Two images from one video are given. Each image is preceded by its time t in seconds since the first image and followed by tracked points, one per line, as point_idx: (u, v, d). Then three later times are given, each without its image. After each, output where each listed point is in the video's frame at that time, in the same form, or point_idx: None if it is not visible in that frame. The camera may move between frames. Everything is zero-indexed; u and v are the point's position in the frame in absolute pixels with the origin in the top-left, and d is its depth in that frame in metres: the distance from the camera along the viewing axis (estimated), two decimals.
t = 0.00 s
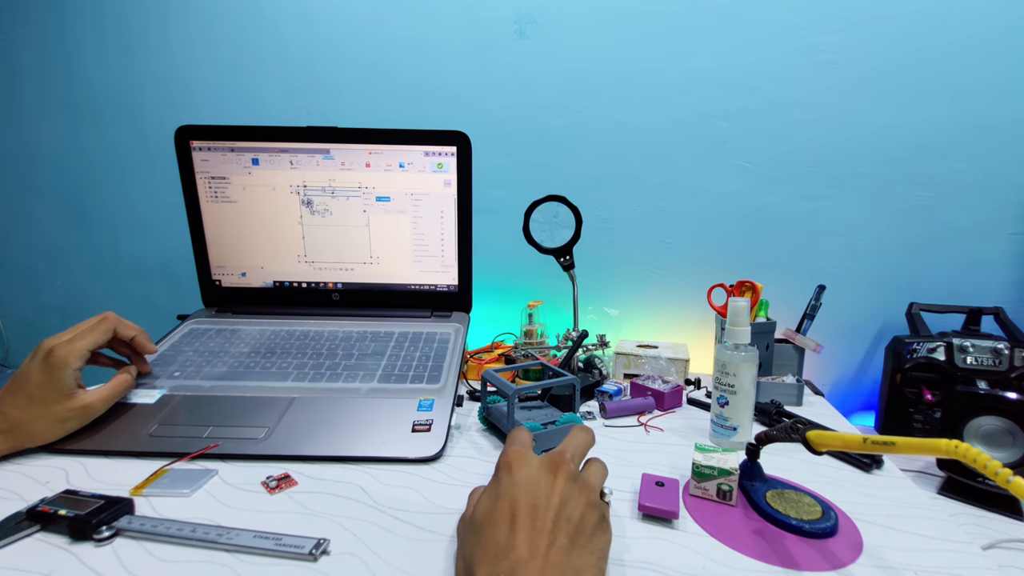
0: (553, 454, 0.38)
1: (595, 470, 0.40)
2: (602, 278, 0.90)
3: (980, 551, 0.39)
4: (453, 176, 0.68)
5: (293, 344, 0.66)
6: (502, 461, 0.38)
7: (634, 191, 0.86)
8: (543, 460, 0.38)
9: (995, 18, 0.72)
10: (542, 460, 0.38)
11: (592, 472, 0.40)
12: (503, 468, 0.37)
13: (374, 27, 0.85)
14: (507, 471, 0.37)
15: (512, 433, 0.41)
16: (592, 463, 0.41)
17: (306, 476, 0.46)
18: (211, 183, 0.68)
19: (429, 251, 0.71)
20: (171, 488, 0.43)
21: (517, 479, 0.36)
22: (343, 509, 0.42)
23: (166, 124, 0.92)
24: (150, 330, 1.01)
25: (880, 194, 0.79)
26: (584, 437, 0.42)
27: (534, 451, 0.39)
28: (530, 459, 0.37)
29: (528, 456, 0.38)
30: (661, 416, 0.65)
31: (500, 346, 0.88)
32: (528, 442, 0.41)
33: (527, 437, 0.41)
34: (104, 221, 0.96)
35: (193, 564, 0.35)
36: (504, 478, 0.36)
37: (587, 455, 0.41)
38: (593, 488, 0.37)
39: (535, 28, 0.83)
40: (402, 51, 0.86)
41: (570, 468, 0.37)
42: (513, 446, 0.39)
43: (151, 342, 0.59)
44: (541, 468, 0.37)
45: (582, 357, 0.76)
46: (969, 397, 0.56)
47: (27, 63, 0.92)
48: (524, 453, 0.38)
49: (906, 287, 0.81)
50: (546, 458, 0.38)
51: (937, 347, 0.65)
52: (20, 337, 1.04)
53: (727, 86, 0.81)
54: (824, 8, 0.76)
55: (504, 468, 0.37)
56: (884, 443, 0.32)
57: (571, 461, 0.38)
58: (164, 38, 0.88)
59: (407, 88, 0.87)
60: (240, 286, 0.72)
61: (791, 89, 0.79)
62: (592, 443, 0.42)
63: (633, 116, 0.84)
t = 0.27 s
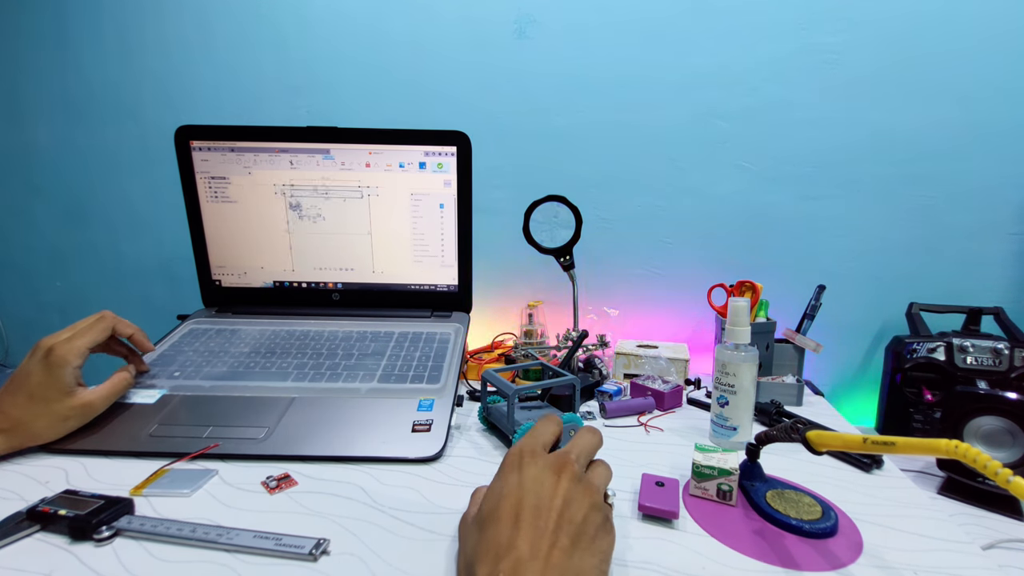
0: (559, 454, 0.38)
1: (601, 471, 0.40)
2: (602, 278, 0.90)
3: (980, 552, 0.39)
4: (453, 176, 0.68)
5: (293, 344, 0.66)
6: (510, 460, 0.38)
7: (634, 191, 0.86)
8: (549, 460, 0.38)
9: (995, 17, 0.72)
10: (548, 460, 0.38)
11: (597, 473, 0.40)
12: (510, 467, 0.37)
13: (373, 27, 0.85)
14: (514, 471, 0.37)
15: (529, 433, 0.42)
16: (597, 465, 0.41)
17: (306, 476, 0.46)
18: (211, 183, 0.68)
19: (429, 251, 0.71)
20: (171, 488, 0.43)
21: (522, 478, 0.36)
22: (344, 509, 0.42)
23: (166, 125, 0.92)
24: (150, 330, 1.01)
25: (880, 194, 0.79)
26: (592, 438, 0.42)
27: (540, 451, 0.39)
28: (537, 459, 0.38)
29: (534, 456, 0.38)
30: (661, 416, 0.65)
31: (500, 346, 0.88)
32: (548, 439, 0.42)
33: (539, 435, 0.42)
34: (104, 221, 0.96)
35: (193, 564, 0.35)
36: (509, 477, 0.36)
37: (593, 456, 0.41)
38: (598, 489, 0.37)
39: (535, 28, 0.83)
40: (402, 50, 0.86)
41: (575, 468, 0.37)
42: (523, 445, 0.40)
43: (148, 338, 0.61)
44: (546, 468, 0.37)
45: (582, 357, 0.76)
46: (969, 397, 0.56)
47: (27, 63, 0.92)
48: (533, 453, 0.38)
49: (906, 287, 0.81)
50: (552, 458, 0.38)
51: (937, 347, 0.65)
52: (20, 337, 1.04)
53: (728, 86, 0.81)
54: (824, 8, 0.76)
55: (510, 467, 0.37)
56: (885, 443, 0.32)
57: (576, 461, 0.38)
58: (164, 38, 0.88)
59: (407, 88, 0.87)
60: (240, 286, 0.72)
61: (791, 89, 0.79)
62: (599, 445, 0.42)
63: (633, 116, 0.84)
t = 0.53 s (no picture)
0: (552, 454, 0.38)
1: (596, 469, 0.40)
2: (602, 278, 0.90)
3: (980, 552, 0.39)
4: (453, 176, 0.68)
5: (293, 344, 0.66)
6: (501, 462, 0.38)
7: (634, 191, 0.86)
8: (542, 460, 0.38)
9: (995, 17, 0.72)
10: (540, 461, 0.38)
11: (593, 472, 0.40)
12: (502, 468, 0.37)
13: (373, 27, 0.85)
14: (506, 472, 0.37)
15: (514, 434, 0.41)
16: (592, 464, 0.41)
17: (306, 476, 0.46)
18: (211, 183, 0.68)
19: (429, 251, 0.71)
20: (171, 488, 0.43)
21: (515, 479, 0.36)
22: (344, 509, 0.42)
23: (166, 125, 0.92)
24: (150, 330, 1.01)
25: (880, 194, 0.79)
26: (584, 437, 0.42)
27: (532, 451, 0.39)
28: (529, 460, 0.38)
29: (526, 456, 0.38)
30: (661, 416, 0.65)
31: (500, 346, 0.88)
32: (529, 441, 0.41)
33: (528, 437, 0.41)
34: (104, 221, 0.96)
35: (193, 564, 0.35)
36: (502, 478, 0.36)
37: (587, 455, 0.41)
38: (592, 488, 0.37)
39: (535, 28, 0.83)
40: (402, 50, 0.86)
41: (569, 468, 0.37)
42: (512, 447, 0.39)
43: (151, 342, 0.59)
44: (539, 468, 0.37)
45: (582, 357, 0.76)
46: (970, 397, 0.56)
47: (27, 63, 0.92)
48: (523, 454, 0.38)
49: (906, 287, 0.81)
50: (544, 459, 0.38)
51: (937, 347, 0.65)
52: (20, 337, 1.04)
53: (728, 86, 0.81)
54: (824, 8, 0.76)
55: (502, 469, 0.37)
56: (884, 443, 0.32)
57: (569, 461, 0.38)
58: (164, 38, 0.88)
59: (407, 88, 0.87)
60: (240, 286, 0.72)
61: (791, 89, 0.79)
62: (592, 443, 0.42)
63: (633, 117, 0.84)
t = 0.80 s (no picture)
0: (560, 454, 0.38)
1: (603, 472, 0.39)
2: (602, 278, 0.90)
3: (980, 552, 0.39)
4: (454, 176, 0.68)
5: (293, 344, 0.66)
6: (508, 460, 0.38)
7: (634, 191, 0.86)
8: (549, 460, 0.38)
9: (995, 18, 0.72)
10: (547, 461, 0.37)
11: (600, 475, 0.39)
12: (509, 467, 0.37)
13: (373, 27, 0.85)
14: (512, 471, 0.37)
15: (522, 433, 0.41)
16: (600, 466, 0.40)
17: (306, 476, 0.46)
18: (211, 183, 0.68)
19: (429, 251, 0.71)
20: (171, 488, 0.43)
21: (521, 479, 0.36)
22: (344, 509, 0.42)
23: (166, 125, 0.92)
24: (150, 330, 1.01)
25: (880, 194, 0.79)
26: (593, 439, 0.42)
27: (540, 451, 0.39)
28: (536, 460, 0.37)
29: (534, 456, 0.38)
30: (661, 416, 0.65)
31: (500, 346, 0.88)
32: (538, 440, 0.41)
33: (535, 436, 0.41)
34: (104, 221, 0.96)
35: (193, 564, 0.35)
36: (508, 477, 0.36)
37: (595, 458, 0.41)
38: (599, 491, 0.37)
39: (535, 28, 0.83)
40: (402, 50, 0.86)
41: (576, 469, 0.37)
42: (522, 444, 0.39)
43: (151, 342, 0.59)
44: (546, 469, 0.37)
45: (582, 357, 0.76)
46: (969, 397, 0.56)
47: (27, 63, 0.92)
48: (531, 453, 0.38)
49: (906, 287, 0.81)
50: (551, 459, 0.38)
51: (937, 347, 0.65)
52: (20, 337, 1.04)
53: (728, 86, 0.81)
54: (824, 8, 0.76)
55: (509, 467, 0.37)
56: (884, 443, 0.32)
57: (577, 462, 0.38)
58: (164, 38, 0.88)
59: (407, 88, 0.87)
60: (241, 286, 0.72)
61: (791, 89, 0.79)
62: (601, 446, 0.42)
63: (633, 117, 0.84)
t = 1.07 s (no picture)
0: (566, 449, 0.38)
1: (602, 471, 0.40)
2: (602, 278, 0.90)
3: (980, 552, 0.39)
4: (453, 176, 0.68)
5: (293, 344, 0.66)
6: (516, 452, 0.38)
7: (634, 191, 0.86)
8: (556, 455, 0.38)
9: (995, 17, 0.72)
10: (554, 456, 0.38)
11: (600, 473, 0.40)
12: (515, 459, 0.37)
13: (373, 27, 0.85)
14: (519, 463, 0.37)
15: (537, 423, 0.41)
16: (599, 464, 0.41)
17: (306, 476, 0.46)
18: (211, 183, 0.68)
19: (429, 251, 0.71)
20: (171, 488, 0.43)
21: (528, 472, 0.36)
22: (344, 510, 0.42)
23: (166, 125, 0.92)
24: (150, 330, 1.01)
25: (880, 194, 0.79)
26: (596, 436, 0.42)
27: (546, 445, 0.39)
28: (543, 454, 0.37)
29: (541, 450, 0.38)
30: (661, 416, 0.65)
31: (500, 346, 0.88)
32: (554, 433, 0.41)
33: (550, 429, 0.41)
34: (104, 222, 0.96)
35: (193, 564, 0.35)
36: (515, 469, 0.36)
37: (597, 455, 0.41)
38: (602, 488, 0.37)
39: (535, 28, 0.83)
40: (402, 50, 0.86)
41: (581, 466, 0.37)
42: (530, 436, 0.39)
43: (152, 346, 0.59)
44: (552, 463, 0.37)
45: (582, 357, 0.76)
46: (970, 397, 0.56)
47: (27, 63, 0.92)
48: (539, 447, 0.38)
49: (906, 287, 0.81)
50: (558, 454, 0.38)
51: (937, 347, 0.65)
52: (19, 337, 1.04)
53: (728, 86, 0.81)
54: (825, 8, 0.76)
55: (516, 459, 0.37)
56: (885, 443, 0.32)
57: (582, 458, 0.38)
58: (164, 38, 0.88)
59: (407, 88, 0.87)
60: (240, 286, 0.72)
61: (791, 89, 0.79)
62: (603, 444, 0.42)
63: (633, 117, 0.84)
